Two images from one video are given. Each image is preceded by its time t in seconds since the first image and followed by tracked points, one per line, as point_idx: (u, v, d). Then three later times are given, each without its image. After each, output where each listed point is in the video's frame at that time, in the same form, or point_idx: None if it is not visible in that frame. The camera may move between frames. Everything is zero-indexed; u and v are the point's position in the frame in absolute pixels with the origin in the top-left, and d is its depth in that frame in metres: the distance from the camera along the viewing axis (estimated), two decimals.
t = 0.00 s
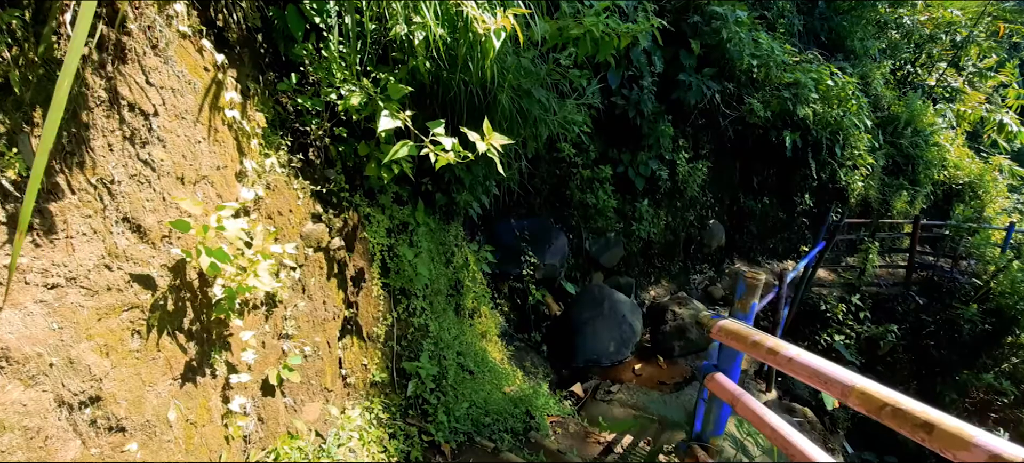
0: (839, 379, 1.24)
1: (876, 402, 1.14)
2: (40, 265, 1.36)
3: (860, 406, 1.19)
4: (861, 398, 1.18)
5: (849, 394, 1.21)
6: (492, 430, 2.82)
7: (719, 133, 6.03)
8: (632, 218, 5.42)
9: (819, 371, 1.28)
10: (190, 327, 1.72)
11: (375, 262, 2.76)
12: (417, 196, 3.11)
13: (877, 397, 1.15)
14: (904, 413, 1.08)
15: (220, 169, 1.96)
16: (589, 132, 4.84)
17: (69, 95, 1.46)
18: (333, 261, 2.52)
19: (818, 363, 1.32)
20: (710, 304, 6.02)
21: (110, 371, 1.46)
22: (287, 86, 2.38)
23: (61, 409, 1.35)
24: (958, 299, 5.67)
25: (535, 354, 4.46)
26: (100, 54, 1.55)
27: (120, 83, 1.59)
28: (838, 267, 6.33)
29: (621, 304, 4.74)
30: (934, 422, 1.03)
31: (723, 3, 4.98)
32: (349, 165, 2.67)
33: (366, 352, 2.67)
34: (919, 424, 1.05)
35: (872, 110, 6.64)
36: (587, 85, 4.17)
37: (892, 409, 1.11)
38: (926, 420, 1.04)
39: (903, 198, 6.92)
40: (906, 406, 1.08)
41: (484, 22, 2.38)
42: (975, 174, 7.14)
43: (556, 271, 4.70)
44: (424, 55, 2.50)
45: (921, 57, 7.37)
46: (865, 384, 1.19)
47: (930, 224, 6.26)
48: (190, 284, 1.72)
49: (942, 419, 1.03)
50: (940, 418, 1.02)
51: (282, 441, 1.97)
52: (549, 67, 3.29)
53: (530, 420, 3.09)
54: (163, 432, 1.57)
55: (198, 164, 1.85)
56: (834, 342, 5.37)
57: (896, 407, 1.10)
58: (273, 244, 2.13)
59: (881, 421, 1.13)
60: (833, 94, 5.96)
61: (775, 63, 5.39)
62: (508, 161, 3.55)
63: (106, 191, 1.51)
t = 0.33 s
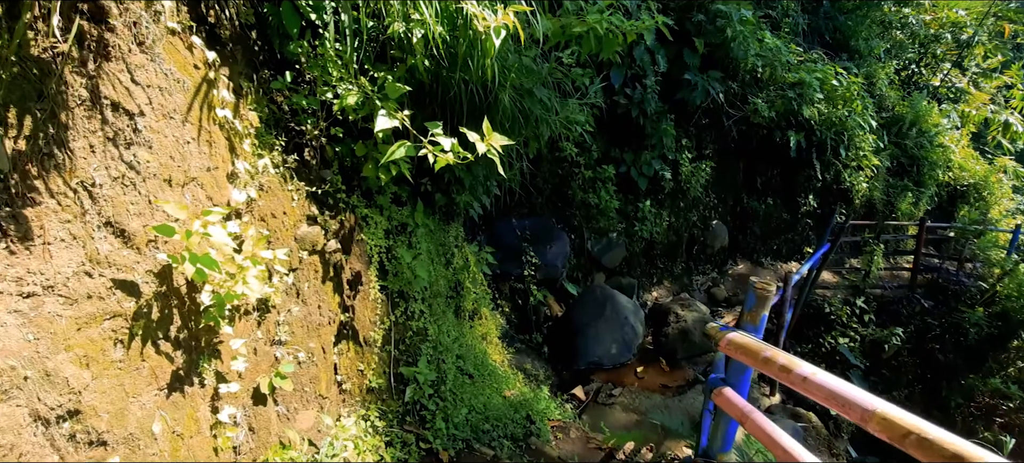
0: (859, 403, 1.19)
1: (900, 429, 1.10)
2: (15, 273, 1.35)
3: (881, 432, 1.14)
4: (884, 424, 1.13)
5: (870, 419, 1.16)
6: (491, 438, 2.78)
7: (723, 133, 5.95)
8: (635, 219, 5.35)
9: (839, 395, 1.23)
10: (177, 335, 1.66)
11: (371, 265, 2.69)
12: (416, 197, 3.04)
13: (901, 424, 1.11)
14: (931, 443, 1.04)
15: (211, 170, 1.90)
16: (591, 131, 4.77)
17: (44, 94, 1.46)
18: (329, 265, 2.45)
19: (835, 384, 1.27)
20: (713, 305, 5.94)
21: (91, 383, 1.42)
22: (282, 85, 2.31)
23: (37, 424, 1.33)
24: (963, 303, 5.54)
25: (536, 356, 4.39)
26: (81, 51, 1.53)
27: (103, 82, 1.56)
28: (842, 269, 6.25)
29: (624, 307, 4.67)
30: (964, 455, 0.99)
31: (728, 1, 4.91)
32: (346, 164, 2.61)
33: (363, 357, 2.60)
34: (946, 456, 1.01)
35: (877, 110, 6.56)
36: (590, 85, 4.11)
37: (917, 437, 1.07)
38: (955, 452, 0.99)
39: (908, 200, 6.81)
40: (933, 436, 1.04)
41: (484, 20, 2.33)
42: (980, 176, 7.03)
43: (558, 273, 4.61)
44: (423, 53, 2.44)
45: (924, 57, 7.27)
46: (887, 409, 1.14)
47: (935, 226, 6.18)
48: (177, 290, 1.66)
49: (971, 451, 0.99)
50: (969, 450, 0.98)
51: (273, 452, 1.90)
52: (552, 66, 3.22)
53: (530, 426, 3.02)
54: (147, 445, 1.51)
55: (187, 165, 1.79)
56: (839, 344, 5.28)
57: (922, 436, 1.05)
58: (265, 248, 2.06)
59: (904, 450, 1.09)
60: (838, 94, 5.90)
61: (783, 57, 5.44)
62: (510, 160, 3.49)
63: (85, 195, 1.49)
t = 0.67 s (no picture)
0: (879, 419, 1.11)
1: (921, 449, 1.02)
2: None
3: (903, 452, 1.06)
4: (905, 443, 1.06)
5: (891, 437, 1.09)
6: (492, 442, 2.73)
7: (729, 132, 5.86)
8: (639, 218, 5.28)
9: (857, 410, 1.15)
10: (167, 338, 1.60)
11: (371, 265, 2.62)
12: (417, 195, 2.98)
13: (924, 443, 1.03)
14: None
15: (205, 167, 1.85)
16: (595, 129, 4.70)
17: (27, 88, 1.40)
18: (328, 264, 2.39)
19: (853, 398, 1.20)
20: (717, 306, 5.87)
21: (74, 389, 1.38)
22: (281, 79, 2.25)
23: (17, 432, 1.30)
24: (971, 306, 5.40)
25: (539, 357, 4.35)
26: (65, 42, 1.48)
27: (89, 75, 1.51)
28: (849, 271, 6.16)
29: (628, 308, 4.60)
30: None
31: None
32: (345, 161, 2.55)
33: (361, 359, 2.54)
34: None
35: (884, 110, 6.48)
36: (594, 82, 4.04)
37: (942, 457, 0.99)
38: None
39: (915, 201, 6.68)
40: (959, 457, 0.97)
41: (488, 14, 2.26)
42: (988, 177, 6.93)
43: (561, 272, 4.55)
44: (424, 48, 2.37)
45: (931, 56, 7.18)
46: (909, 427, 1.06)
47: (942, 227, 5.99)
48: (168, 291, 1.61)
49: None
50: None
51: (267, 458, 1.85)
52: (556, 63, 3.16)
53: (533, 429, 2.96)
54: (134, 453, 1.46)
55: (179, 162, 1.74)
56: (845, 346, 5.23)
57: (946, 456, 0.98)
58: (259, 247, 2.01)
59: None
60: (846, 94, 5.82)
61: (789, 56, 5.37)
62: (513, 158, 3.43)
63: (70, 193, 1.44)
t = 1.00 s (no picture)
0: (911, 425, 1.01)
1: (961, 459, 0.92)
2: None
3: (938, 462, 0.96)
4: (941, 452, 0.95)
5: (925, 445, 0.98)
6: (495, 443, 2.67)
7: (737, 130, 5.77)
8: (645, 217, 5.20)
9: (887, 416, 1.04)
10: (158, 336, 1.55)
11: (372, 262, 2.56)
12: (420, 191, 2.91)
13: (963, 453, 0.93)
14: None
15: (198, 159, 1.80)
16: (601, 126, 4.63)
17: (10, 72, 1.35)
18: (327, 261, 2.33)
19: (881, 402, 1.08)
20: (724, 307, 5.78)
21: (58, 388, 1.34)
22: (279, 70, 2.20)
23: None
24: (982, 308, 5.25)
25: (541, 358, 4.28)
26: (49, 26, 1.42)
27: (77, 61, 1.46)
28: (857, 272, 6.05)
29: (633, 307, 4.52)
30: None
31: None
32: (346, 155, 2.48)
33: (361, 359, 2.47)
34: None
35: (894, 108, 6.39)
36: (601, 78, 3.97)
37: None
38: None
39: (925, 201, 6.49)
40: None
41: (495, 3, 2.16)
42: (999, 177, 6.72)
43: (565, 271, 4.47)
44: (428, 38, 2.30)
45: (941, 55, 7.09)
46: (947, 435, 0.96)
47: (952, 227, 5.80)
48: (160, 288, 1.56)
49: None
50: None
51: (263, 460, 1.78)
52: (563, 57, 3.09)
53: (536, 430, 2.90)
54: (122, 456, 1.41)
55: (172, 153, 1.70)
56: (853, 348, 5.12)
57: None
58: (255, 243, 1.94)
59: None
60: (856, 92, 5.72)
61: (799, 52, 5.28)
62: (517, 154, 3.36)
63: (55, 183, 1.39)
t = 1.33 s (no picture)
0: (959, 433, 0.87)
1: None
2: None
3: None
4: None
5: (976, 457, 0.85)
6: (496, 446, 2.57)
7: (744, 128, 5.67)
8: (650, 215, 5.11)
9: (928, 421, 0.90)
10: (145, 334, 1.48)
11: (373, 258, 2.49)
12: (422, 186, 2.84)
13: None
14: None
15: (190, 148, 1.73)
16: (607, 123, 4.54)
17: None
18: (326, 257, 2.25)
19: (922, 407, 0.94)
20: (729, 307, 5.69)
21: (35, 388, 1.25)
22: (277, 58, 2.12)
23: None
24: (994, 310, 5.07)
25: (544, 358, 4.19)
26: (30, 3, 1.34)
27: (60, 41, 1.39)
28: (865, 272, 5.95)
29: (637, 307, 4.41)
30: None
31: None
32: (346, 148, 2.41)
33: (360, 359, 2.38)
34: None
35: (905, 106, 6.27)
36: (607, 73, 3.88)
37: None
38: None
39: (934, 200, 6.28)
40: None
41: None
42: (1010, 177, 6.53)
43: (569, 270, 4.39)
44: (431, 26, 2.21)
45: (953, 53, 7.01)
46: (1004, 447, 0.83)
47: (963, 227, 5.64)
48: (147, 283, 1.50)
49: None
50: None
51: None
52: (570, 50, 3.00)
53: (539, 431, 2.81)
54: (105, 460, 1.34)
55: (160, 141, 1.63)
56: (861, 349, 5.00)
57: None
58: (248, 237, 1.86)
59: None
60: (867, 88, 5.60)
61: (809, 49, 5.17)
62: (522, 149, 3.27)
63: (31, 170, 1.30)
